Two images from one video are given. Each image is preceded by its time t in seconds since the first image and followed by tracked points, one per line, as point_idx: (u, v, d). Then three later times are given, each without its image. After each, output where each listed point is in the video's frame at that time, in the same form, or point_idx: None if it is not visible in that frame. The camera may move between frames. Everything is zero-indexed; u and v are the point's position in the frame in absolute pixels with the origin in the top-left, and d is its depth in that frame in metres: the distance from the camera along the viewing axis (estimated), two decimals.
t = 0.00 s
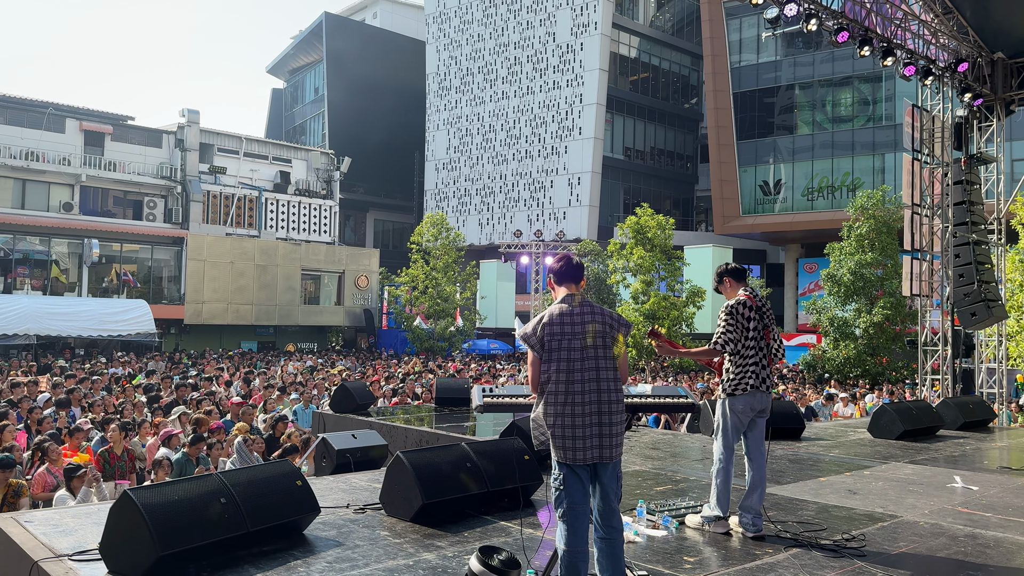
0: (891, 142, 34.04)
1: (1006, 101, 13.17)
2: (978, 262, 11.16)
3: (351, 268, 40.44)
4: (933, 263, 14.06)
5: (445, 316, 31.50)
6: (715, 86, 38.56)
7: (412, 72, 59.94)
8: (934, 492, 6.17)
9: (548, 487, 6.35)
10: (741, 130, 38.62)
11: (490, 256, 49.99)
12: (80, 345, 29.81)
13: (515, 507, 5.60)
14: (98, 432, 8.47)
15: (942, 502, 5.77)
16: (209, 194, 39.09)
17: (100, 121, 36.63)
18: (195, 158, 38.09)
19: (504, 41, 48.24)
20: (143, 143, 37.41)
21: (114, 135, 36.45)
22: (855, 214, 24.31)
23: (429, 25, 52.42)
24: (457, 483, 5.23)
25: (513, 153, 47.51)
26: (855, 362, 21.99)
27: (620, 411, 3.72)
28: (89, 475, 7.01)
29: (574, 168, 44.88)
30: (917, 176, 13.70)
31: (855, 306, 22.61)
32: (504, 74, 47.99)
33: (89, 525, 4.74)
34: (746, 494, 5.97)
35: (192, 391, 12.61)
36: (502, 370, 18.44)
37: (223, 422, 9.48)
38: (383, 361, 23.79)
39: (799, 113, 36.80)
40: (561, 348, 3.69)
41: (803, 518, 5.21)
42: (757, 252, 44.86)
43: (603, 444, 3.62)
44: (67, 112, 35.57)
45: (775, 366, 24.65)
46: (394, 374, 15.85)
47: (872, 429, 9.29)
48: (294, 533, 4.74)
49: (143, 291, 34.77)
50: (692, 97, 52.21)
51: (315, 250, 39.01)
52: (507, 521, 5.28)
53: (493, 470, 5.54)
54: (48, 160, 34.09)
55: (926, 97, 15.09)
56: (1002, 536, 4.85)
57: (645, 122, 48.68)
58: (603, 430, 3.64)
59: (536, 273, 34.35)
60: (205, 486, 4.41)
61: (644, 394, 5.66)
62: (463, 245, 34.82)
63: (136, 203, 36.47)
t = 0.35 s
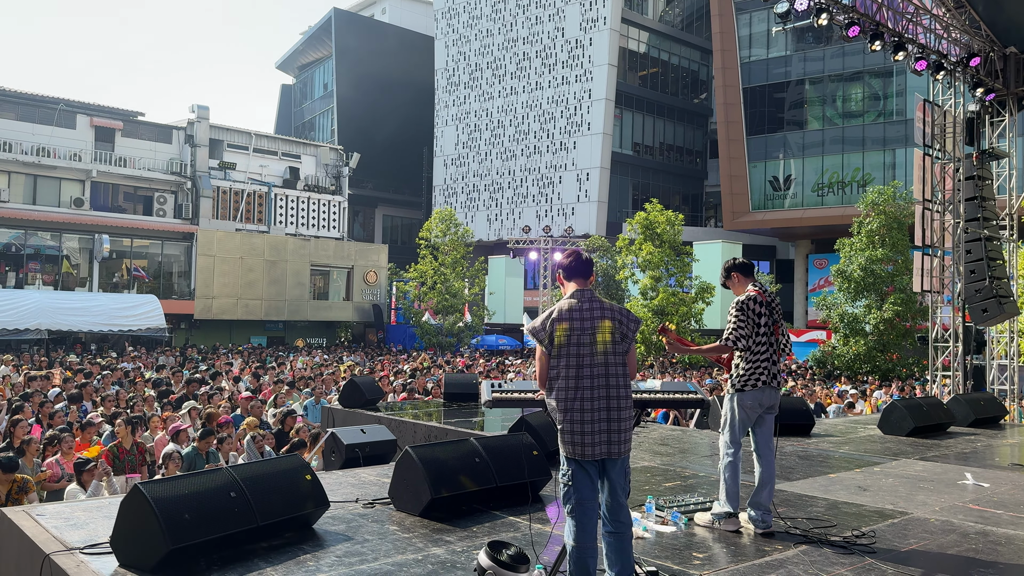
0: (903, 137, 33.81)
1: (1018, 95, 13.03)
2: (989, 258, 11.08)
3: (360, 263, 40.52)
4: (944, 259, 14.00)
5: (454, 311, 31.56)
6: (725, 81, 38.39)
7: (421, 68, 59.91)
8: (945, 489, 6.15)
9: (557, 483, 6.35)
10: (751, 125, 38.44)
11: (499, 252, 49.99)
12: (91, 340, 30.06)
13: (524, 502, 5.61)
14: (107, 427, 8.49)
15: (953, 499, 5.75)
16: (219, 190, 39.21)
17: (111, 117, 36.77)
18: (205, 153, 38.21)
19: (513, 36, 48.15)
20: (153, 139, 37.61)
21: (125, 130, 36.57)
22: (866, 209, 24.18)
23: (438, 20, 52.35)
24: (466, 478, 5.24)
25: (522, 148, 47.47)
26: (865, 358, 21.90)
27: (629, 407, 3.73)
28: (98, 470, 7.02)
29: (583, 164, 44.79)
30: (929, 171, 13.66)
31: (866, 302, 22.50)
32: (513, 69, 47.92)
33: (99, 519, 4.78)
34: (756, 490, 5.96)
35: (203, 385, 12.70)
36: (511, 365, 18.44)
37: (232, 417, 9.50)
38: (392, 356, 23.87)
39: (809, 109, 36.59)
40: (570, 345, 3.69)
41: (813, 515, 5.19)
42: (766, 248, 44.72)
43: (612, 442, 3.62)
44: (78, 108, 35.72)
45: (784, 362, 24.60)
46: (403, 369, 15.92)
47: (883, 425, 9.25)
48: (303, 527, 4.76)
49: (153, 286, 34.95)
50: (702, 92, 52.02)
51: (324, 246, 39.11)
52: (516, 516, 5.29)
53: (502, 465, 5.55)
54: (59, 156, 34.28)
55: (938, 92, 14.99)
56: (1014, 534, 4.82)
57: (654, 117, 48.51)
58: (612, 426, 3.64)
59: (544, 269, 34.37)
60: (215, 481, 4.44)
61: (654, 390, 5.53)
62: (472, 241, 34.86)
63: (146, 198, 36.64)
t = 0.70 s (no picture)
0: (910, 137, 33.69)
1: None
2: (997, 258, 11.00)
3: (366, 262, 40.57)
4: (952, 259, 13.96)
5: (460, 310, 31.60)
6: (731, 81, 38.29)
7: (426, 68, 59.95)
8: (953, 490, 6.12)
9: (562, 482, 6.35)
10: (757, 125, 38.32)
11: (504, 251, 49.98)
12: (98, 339, 30.18)
13: (529, 502, 5.62)
14: (114, 425, 8.54)
15: (959, 500, 5.73)
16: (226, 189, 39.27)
17: (118, 116, 36.87)
18: (211, 152, 38.29)
19: (519, 35, 48.14)
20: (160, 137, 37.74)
21: (132, 129, 36.67)
22: (873, 209, 24.15)
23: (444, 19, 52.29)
24: (468, 478, 5.23)
25: (528, 148, 47.43)
26: (872, 359, 21.78)
27: (635, 407, 3.72)
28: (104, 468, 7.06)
29: (589, 163, 44.72)
30: (936, 171, 13.61)
31: (873, 302, 22.43)
32: (519, 69, 47.89)
33: (105, 517, 4.80)
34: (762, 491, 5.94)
35: (209, 383, 12.73)
36: (516, 365, 18.40)
37: (238, 416, 9.53)
38: (398, 355, 23.88)
39: (816, 108, 36.45)
40: (576, 343, 3.70)
41: (819, 515, 5.18)
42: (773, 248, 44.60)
43: (616, 441, 3.62)
44: (85, 107, 35.85)
45: (791, 362, 24.52)
46: (409, 369, 15.94)
47: (889, 426, 9.23)
48: (309, 526, 4.78)
49: (160, 285, 35.08)
50: (708, 92, 51.93)
51: (330, 244, 39.18)
52: (521, 515, 5.29)
53: (506, 464, 5.55)
54: (66, 154, 34.38)
55: (945, 92, 14.94)
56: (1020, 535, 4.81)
57: (660, 117, 48.43)
58: (617, 427, 3.64)
59: (550, 268, 34.38)
60: (221, 479, 4.46)
61: (661, 389, 5.54)
62: (478, 240, 34.89)
63: (153, 197, 36.75)
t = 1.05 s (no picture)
0: (912, 141, 33.68)
1: None
2: (999, 262, 11.02)
3: (368, 265, 40.62)
4: (954, 263, 13.95)
5: (462, 314, 31.59)
6: (734, 85, 38.33)
7: (429, 71, 60.05)
8: (955, 494, 6.12)
9: (565, 485, 6.35)
10: (760, 128, 38.31)
11: (506, 254, 50.02)
12: (101, 342, 30.26)
13: (531, 505, 5.62)
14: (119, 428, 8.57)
15: (962, 504, 5.72)
16: (229, 192, 39.33)
17: (121, 119, 36.99)
18: (214, 155, 38.32)
19: (521, 39, 48.24)
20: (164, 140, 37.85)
21: (135, 133, 36.75)
22: (875, 213, 24.19)
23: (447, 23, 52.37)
24: (471, 481, 5.24)
25: (530, 151, 47.45)
26: (875, 362, 21.73)
27: (636, 411, 3.73)
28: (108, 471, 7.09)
29: (591, 167, 44.75)
30: (938, 175, 13.60)
31: (875, 306, 22.42)
32: (522, 73, 47.96)
33: (108, 519, 4.81)
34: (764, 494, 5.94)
35: (211, 387, 12.76)
36: (518, 368, 18.40)
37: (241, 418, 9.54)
38: (399, 358, 23.90)
39: (818, 112, 36.50)
40: (576, 345, 3.70)
41: (821, 519, 5.18)
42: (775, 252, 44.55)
43: (617, 444, 3.62)
44: (89, 110, 35.98)
45: (793, 366, 24.49)
46: (412, 372, 15.95)
47: (891, 430, 9.21)
48: (311, 529, 4.78)
49: (163, 288, 35.17)
50: (711, 96, 51.98)
51: (333, 248, 39.24)
52: (523, 519, 5.30)
53: (508, 467, 5.56)
54: (70, 158, 34.47)
55: (947, 96, 14.98)
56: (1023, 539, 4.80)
57: (662, 121, 48.47)
58: (618, 430, 3.64)
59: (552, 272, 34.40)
60: (224, 482, 4.46)
61: (662, 393, 4.92)
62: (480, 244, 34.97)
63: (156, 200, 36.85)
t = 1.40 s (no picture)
0: (912, 146, 33.75)
1: None
2: (1000, 268, 11.02)
3: (369, 271, 40.62)
4: (954, 269, 13.97)
5: (462, 320, 31.55)
6: (734, 91, 38.38)
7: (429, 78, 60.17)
8: (956, 500, 6.12)
9: (565, 493, 6.34)
10: (759, 134, 38.38)
11: (507, 260, 50.05)
12: (101, 348, 30.27)
13: (532, 511, 5.61)
14: (119, 435, 8.56)
15: (962, 510, 5.72)
16: (230, 198, 39.37)
17: (122, 126, 37.08)
18: (214, 162, 38.36)
19: (521, 46, 48.39)
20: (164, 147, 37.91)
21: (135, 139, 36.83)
22: (874, 219, 24.24)
23: (447, 30, 52.53)
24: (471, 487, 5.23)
25: (530, 157, 47.52)
26: (875, 368, 21.73)
27: (635, 418, 3.73)
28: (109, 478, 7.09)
29: (591, 173, 44.79)
30: (938, 181, 13.59)
31: (875, 312, 22.43)
32: (522, 79, 48.08)
33: (108, 527, 4.81)
34: (765, 501, 5.94)
35: (211, 394, 12.74)
36: (518, 375, 18.35)
37: (242, 424, 9.53)
38: (400, 365, 23.90)
39: (818, 118, 36.58)
40: (577, 352, 3.70)
41: (822, 525, 5.18)
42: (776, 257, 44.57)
43: (616, 451, 3.63)
44: (89, 117, 36.08)
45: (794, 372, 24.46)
46: (413, 378, 15.95)
47: (891, 436, 9.20)
48: (312, 536, 4.78)
49: (163, 294, 35.14)
50: (711, 102, 52.08)
51: (333, 254, 39.25)
52: (523, 525, 5.30)
53: (508, 473, 5.55)
54: (71, 164, 34.58)
55: (946, 103, 15.00)
56: None
57: (662, 127, 48.55)
58: (618, 438, 3.64)
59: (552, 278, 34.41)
60: (224, 488, 4.46)
61: (663, 400, 5.01)
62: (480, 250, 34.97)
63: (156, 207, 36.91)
